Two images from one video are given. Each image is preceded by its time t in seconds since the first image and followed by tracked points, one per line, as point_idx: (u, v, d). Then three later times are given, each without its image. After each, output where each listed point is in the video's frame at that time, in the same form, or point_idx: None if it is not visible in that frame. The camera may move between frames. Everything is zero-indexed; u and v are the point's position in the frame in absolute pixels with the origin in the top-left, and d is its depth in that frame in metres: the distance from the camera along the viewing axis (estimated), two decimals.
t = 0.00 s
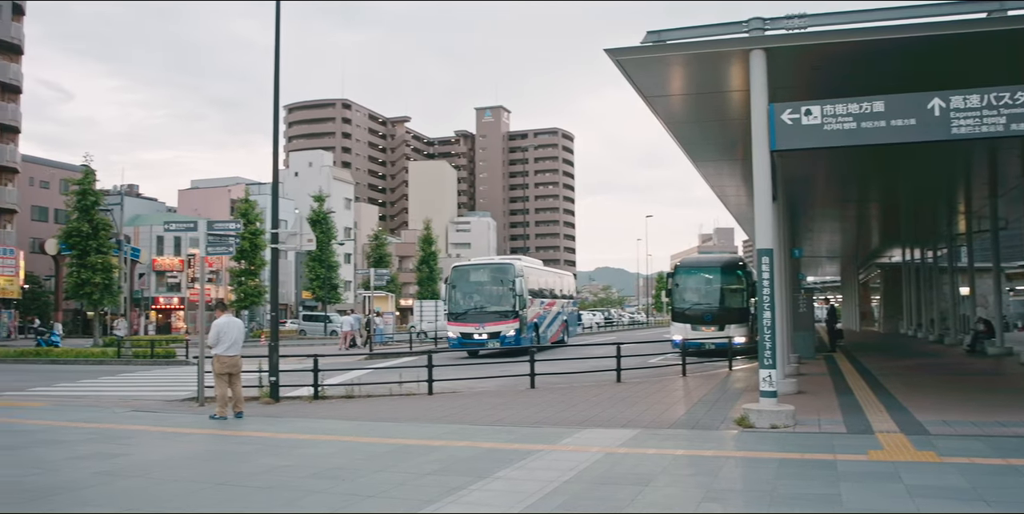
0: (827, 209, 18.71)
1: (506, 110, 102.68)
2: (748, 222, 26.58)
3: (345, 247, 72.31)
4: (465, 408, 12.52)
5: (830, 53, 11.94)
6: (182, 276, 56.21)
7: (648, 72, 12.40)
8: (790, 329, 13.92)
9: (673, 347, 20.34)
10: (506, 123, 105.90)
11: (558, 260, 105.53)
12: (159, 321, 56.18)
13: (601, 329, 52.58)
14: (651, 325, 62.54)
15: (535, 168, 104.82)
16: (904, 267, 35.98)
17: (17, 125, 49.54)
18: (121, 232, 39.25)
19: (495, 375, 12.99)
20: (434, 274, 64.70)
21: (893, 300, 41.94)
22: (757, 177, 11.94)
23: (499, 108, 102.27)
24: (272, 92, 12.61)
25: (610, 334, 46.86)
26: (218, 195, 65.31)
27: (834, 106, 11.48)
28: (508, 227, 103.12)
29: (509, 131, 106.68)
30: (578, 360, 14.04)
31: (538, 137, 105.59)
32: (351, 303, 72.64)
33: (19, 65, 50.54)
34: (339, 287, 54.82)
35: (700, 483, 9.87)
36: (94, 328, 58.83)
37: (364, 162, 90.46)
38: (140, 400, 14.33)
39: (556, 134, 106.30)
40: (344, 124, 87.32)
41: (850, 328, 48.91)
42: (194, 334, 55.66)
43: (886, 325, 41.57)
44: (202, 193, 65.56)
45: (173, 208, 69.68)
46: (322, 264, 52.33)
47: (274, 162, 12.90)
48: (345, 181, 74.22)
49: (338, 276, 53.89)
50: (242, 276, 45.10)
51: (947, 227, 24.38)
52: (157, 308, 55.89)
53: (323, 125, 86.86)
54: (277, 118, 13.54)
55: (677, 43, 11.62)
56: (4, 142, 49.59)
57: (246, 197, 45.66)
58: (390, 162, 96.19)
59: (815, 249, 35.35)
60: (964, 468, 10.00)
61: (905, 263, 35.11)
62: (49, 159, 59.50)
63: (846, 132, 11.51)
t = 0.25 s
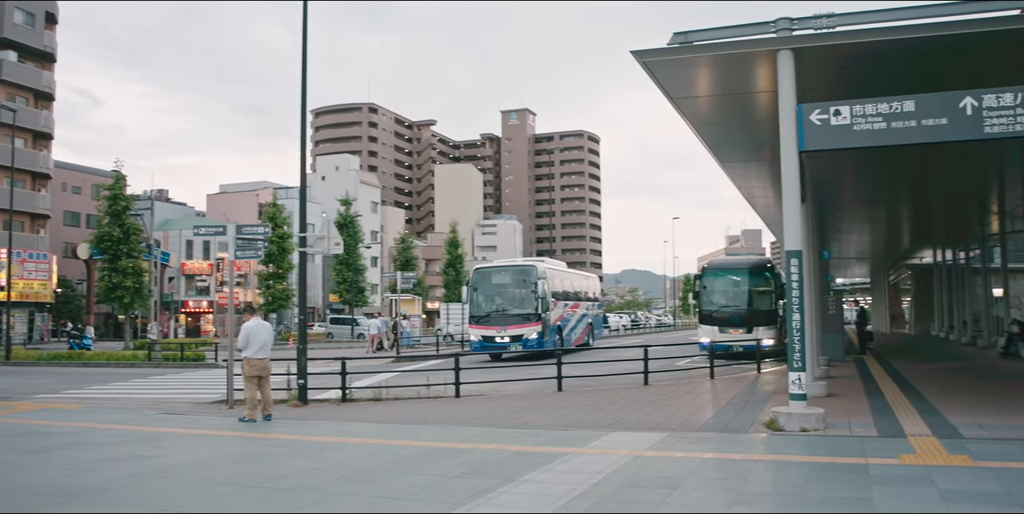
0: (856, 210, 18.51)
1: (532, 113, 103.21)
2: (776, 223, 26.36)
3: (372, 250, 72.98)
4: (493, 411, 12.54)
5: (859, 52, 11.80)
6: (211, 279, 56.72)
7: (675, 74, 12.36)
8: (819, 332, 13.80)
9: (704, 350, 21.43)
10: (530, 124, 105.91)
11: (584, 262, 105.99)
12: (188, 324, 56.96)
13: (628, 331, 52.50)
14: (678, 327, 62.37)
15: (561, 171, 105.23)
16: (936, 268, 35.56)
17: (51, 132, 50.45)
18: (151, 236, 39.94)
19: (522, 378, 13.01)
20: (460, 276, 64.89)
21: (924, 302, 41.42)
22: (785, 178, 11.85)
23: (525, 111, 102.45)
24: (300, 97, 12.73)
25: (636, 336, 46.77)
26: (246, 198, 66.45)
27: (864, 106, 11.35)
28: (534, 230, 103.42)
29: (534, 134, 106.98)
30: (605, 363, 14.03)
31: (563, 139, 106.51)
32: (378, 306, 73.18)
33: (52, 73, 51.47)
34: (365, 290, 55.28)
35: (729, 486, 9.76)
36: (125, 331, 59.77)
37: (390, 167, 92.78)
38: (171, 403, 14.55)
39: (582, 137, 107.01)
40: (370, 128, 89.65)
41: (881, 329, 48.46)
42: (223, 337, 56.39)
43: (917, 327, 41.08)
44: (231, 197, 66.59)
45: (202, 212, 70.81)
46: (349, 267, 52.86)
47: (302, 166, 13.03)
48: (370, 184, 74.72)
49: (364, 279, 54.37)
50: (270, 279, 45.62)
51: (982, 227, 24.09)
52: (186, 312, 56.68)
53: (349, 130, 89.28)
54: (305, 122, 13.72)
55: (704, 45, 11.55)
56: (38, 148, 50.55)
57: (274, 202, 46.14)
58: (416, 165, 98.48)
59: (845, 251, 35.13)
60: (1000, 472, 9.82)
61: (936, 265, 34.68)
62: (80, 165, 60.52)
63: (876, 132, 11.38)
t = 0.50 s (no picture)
0: (881, 209, 18.32)
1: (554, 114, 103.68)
2: (800, 223, 26.15)
3: (395, 252, 73.45)
4: (516, 412, 12.54)
5: (886, 50, 11.66)
6: (235, 281, 56.96)
7: (698, 73, 12.32)
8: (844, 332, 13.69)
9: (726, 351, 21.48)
10: (552, 125, 106.26)
11: (607, 263, 106.56)
12: (212, 326, 57.44)
13: (650, 333, 52.41)
14: (701, 328, 62.22)
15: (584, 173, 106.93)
16: (963, 268, 35.24)
17: (78, 136, 51.32)
18: (176, 238, 40.43)
19: (544, 378, 13.03)
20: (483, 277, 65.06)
21: (951, 302, 41.02)
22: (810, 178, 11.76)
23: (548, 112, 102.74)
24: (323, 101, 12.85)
25: (659, 337, 46.64)
26: (270, 200, 67.25)
27: (890, 105, 11.24)
28: (556, 230, 103.98)
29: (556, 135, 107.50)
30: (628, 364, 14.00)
31: (586, 140, 107.56)
32: (401, 308, 73.48)
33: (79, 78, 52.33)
34: (388, 292, 55.64)
35: (756, 486, 9.60)
36: (150, 332, 60.54)
37: (413, 168, 93.38)
38: (196, 404, 14.70)
39: (604, 137, 108.20)
40: (393, 130, 90.49)
41: (907, 330, 48.15)
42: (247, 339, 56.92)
43: (945, 327, 40.75)
44: (254, 198, 67.46)
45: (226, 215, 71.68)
46: (371, 268, 53.36)
47: (325, 168, 13.14)
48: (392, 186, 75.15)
49: (387, 280, 54.75)
50: (294, 281, 46.05)
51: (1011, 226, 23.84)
52: (211, 313, 57.17)
53: (373, 132, 90.13)
54: (328, 125, 13.86)
55: (727, 43, 11.49)
56: (66, 152, 51.43)
57: (298, 203, 46.51)
58: (439, 167, 99.29)
59: (870, 251, 34.98)
60: None
61: (963, 265, 34.30)
62: (107, 169, 61.45)
63: (902, 131, 11.27)
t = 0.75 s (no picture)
0: (905, 210, 18.14)
1: (574, 115, 104.46)
2: (824, 224, 25.96)
3: (416, 253, 73.80)
4: (538, 414, 12.52)
5: (910, 49, 11.54)
6: (258, 282, 57.63)
7: (720, 73, 12.27)
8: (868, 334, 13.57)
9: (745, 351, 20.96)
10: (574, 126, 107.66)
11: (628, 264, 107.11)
12: (235, 326, 57.92)
13: (671, 334, 52.38)
14: (723, 329, 62.09)
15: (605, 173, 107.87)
16: (989, 270, 35.01)
17: (104, 138, 52.04)
18: (199, 240, 40.82)
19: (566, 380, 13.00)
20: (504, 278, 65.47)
21: (976, 304, 40.66)
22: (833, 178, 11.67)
23: (569, 112, 103.35)
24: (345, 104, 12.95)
25: (679, 338, 46.55)
26: (292, 201, 68.02)
27: (914, 104, 11.11)
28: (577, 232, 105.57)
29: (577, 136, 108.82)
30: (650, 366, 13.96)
31: (607, 141, 108.48)
32: (422, 309, 73.71)
33: (105, 81, 53.07)
34: (409, 293, 55.76)
35: (780, 489, 9.51)
36: (174, 333, 61.24)
37: (433, 169, 93.63)
38: (220, 404, 14.82)
39: (625, 138, 109.19)
40: (414, 132, 91.02)
41: (931, 332, 47.99)
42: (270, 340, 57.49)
43: (970, 329, 40.51)
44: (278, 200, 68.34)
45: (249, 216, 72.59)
46: (393, 269, 53.95)
47: (347, 171, 13.25)
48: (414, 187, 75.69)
49: (408, 282, 55.11)
50: (316, 282, 47.03)
51: None
52: (234, 314, 57.69)
53: (394, 133, 90.72)
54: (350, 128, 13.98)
55: (749, 43, 11.43)
56: (92, 154, 52.19)
57: (319, 205, 47.36)
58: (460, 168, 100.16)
59: (895, 252, 34.83)
60: None
61: (989, 266, 34.01)
62: (131, 171, 62.28)
63: (927, 131, 11.13)
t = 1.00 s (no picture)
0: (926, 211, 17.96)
1: (591, 116, 105.19)
2: (843, 225, 25.79)
3: (435, 255, 74.15)
4: (557, 417, 12.51)
5: (931, 49, 11.44)
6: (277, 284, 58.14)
7: (738, 74, 12.24)
8: (889, 336, 13.47)
9: (766, 353, 19.97)
10: (592, 128, 108.59)
11: (647, 266, 107.21)
12: (255, 328, 58.34)
13: (690, 336, 52.35)
14: (742, 332, 61.93)
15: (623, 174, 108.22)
16: (1013, 273, 34.76)
17: (125, 142, 52.60)
18: (218, 242, 41.23)
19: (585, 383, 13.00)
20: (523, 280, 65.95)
21: (1000, 307, 40.27)
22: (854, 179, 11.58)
23: (586, 113, 104.21)
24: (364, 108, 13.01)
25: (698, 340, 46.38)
26: (312, 204, 68.69)
27: (936, 104, 11.00)
28: (596, 234, 106.56)
29: (595, 137, 109.50)
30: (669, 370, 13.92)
31: (624, 142, 108.68)
32: (441, 310, 73.98)
33: (126, 86, 53.70)
34: (427, 295, 56.05)
35: (801, 492, 9.43)
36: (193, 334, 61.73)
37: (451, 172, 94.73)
38: (241, 406, 14.95)
39: (643, 140, 109.17)
40: (432, 134, 91.57)
41: (954, 334, 47.74)
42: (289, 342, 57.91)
43: (994, 333, 40.25)
44: (298, 203, 69.14)
45: (269, 219, 73.34)
46: (411, 272, 54.29)
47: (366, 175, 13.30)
48: (432, 189, 76.04)
49: (426, 284, 55.48)
50: (334, 285, 47.58)
51: None
52: (254, 316, 58.10)
53: (413, 135, 91.40)
54: (369, 131, 14.01)
55: (768, 44, 11.39)
56: (113, 158, 52.76)
57: (337, 207, 48.10)
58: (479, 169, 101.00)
59: (915, 253, 34.62)
60: None
61: (1012, 268, 33.74)
62: (152, 174, 62.91)
63: (949, 131, 11.02)
